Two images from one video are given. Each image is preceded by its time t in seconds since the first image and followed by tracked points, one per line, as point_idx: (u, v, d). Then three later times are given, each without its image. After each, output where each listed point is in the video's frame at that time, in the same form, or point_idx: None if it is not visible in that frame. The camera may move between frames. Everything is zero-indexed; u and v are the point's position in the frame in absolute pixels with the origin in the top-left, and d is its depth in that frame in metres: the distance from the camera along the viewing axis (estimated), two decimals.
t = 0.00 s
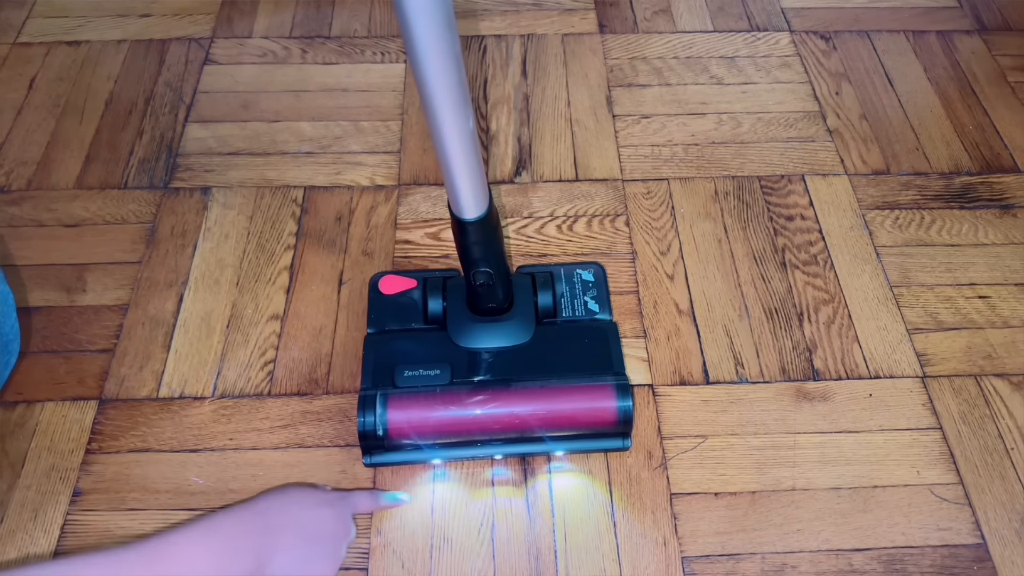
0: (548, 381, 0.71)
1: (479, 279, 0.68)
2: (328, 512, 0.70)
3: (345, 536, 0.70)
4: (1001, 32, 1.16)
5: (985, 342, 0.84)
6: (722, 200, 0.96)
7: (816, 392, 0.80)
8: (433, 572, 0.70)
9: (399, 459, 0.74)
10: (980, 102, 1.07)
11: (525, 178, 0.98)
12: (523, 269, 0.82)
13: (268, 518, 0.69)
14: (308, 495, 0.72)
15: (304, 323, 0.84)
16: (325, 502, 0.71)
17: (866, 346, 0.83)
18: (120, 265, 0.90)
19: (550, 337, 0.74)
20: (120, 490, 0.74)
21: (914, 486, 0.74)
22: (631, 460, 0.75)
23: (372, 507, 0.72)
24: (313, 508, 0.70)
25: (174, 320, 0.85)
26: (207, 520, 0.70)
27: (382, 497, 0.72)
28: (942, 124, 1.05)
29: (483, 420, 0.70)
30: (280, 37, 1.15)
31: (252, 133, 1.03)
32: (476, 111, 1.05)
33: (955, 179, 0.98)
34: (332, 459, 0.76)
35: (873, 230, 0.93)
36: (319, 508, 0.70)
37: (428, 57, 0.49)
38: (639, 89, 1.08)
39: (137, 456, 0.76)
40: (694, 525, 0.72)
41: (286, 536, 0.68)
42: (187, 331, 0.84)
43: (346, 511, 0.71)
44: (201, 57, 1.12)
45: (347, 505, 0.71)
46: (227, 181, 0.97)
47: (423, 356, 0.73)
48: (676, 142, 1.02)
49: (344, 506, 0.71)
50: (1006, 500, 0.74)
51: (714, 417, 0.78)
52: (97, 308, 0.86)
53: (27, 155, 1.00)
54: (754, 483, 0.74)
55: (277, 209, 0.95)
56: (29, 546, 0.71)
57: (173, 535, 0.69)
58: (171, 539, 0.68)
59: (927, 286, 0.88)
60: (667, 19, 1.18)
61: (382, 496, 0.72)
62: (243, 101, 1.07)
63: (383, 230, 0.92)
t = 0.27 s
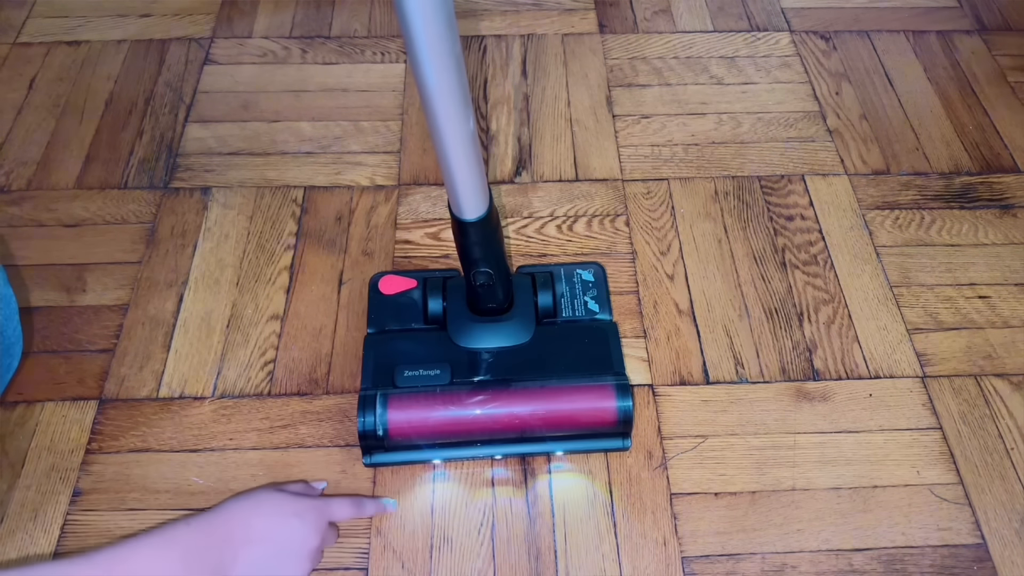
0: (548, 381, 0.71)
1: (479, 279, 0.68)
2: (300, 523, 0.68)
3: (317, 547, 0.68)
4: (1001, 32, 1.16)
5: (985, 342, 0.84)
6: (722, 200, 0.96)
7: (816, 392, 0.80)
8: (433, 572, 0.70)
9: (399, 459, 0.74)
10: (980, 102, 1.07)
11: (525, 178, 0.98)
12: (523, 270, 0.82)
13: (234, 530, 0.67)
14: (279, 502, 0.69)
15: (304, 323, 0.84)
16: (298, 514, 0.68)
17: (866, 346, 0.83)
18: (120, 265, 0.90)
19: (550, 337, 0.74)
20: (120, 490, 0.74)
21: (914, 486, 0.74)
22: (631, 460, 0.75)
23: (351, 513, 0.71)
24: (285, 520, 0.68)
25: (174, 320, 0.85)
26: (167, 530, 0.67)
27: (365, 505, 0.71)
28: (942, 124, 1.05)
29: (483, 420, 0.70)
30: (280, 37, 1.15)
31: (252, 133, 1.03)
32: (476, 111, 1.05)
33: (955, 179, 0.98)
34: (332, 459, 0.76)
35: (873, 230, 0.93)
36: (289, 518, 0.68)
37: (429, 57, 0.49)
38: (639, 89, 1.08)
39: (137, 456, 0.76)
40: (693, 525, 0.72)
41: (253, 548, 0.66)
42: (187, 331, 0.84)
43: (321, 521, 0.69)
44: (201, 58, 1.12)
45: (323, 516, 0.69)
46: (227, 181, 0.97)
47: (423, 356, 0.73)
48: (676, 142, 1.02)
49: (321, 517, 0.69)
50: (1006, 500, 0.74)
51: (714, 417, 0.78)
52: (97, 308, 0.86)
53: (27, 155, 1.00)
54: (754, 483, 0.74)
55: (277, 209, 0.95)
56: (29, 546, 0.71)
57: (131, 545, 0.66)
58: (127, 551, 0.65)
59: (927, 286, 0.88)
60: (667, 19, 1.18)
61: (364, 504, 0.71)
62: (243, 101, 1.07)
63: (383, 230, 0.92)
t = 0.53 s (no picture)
0: (548, 381, 0.71)
1: (479, 279, 0.68)
2: (302, 484, 0.68)
3: (319, 509, 0.69)
4: (1001, 32, 1.16)
5: (985, 342, 0.84)
6: (722, 200, 0.96)
7: (816, 392, 0.80)
8: (433, 572, 0.70)
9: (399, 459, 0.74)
10: (980, 102, 1.07)
11: (525, 178, 0.98)
12: (523, 270, 0.82)
13: (236, 490, 0.66)
14: (280, 463, 0.68)
15: (304, 323, 0.84)
16: (299, 474, 0.69)
17: (866, 346, 0.83)
18: (120, 265, 0.90)
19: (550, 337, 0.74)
20: (120, 490, 0.74)
21: (914, 486, 0.74)
22: (631, 460, 0.75)
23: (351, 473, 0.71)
24: (286, 479, 0.68)
25: (174, 320, 0.85)
26: (158, 495, 0.63)
27: (370, 467, 0.71)
28: (942, 124, 1.05)
29: (483, 420, 0.70)
30: (280, 38, 1.15)
31: (252, 133, 1.03)
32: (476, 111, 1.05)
33: (955, 179, 0.98)
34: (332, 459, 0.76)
35: (873, 230, 0.93)
36: (289, 479, 0.68)
37: (426, 58, 0.49)
38: (639, 89, 1.08)
39: (137, 456, 0.76)
40: (693, 525, 0.72)
41: (258, 510, 0.66)
42: (187, 331, 0.84)
43: (323, 481, 0.69)
44: (201, 58, 1.12)
45: (325, 475, 0.70)
46: (227, 181, 0.98)
47: (423, 356, 0.73)
48: (676, 142, 1.02)
49: (321, 475, 0.69)
50: (1006, 500, 0.74)
51: (714, 417, 0.78)
52: (97, 308, 0.86)
53: (27, 155, 1.00)
54: (754, 483, 0.74)
55: (277, 209, 0.95)
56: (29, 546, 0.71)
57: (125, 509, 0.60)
58: (123, 513, 0.60)
59: (927, 286, 0.88)
60: (667, 19, 1.18)
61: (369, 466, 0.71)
62: (243, 101, 1.07)
63: (383, 230, 0.92)
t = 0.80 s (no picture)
0: (548, 381, 0.71)
1: (479, 279, 0.68)
2: (330, 421, 0.69)
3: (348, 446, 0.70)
4: (1001, 32, 1.16)
5: (985, 342, 0.84)
6: (722, 200, 0.96)
7: (815, 392, 0.80)
8: (433, 572, 0.70)
9: (399, 459, 0.74)
10: (980, 102, 1.07)
11: (525, 178, 0.98)
12: (523, 270, 0.82)
13: (260, 430, 0.67)
14: (301, 404, 0.70)
15: (304, 323, 0.84)
16: (322, 413, 0.70)
17: (866, 346, 0.83)
18: (120, 265, 0.90)
19: (550, 337, 0.74)
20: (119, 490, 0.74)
21: (914, 486, 0.74)
22: (631, 460, 0.75)
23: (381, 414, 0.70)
24: (308, 420, 0.69)
25: (174, 320, 0.85)
26: (184, 434, 0.63)
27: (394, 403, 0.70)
28: (942, 124, 1.05)
29: (483, 420, 0.70)
30: (280, 37, 1.15)
31: (252, 133, 1.03)
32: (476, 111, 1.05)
33: (955, 178, 0.98)
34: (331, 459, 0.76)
35: (873, 230, 0.93)
36: (316, 417, 0.70)
37: (424, 57, 0.49)
38: (639, 89, 1.08)
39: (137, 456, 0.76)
40: (693, 525, 0.72)
41: (283, 447, 0.67)
42: (187, 331, 0.84)
43: (349, 419, 0.70)
44: (201, 57, 1.12)
45: (349, 413, 0.70)
46: (227, 181, 0.98)
47: (423, 356, 0.73)
48: (676, 142, 1.02)
49: (347, 414, 0.70)
50: (1006, 500, 0.74)
51: (714, 417, 0.78)
52: (97, 308, 0.87)
53: (27, 155, 1.00)
54: (754, 483, 0.74)
55: (277, 209, 0.95)
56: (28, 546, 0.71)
57: (150, 447, 0.61)
58: (152, 451, 0.60)
59: (927, 286, 0.88)
60: (667, 19, 1.18)
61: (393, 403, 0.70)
62: (243, 101, 1.07)
63: (383, 230, 0.92)
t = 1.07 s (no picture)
0: (548, 381, 0.71)
1: (478, 279, 0.68)
2: (324, 417, 0.69)
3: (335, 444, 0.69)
4: (1001, 32, 1.16)
5: (985, 342, 0.84)
6: (722, 200, 0.96)
7: (816, 392, 0.80)
8: (433, 572, 0.70)
9: (399, 459, 0.74)
10: (980, 102, 1.07)
11: (525, 178, 0.98)
12: (523, 269, 0.82)
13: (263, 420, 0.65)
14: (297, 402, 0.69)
15: (304, 323, 0.84)
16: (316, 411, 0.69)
17: (866, 346, 0.83)
18: (120, 265, 0.90)
19: (550, 337, 0.74)
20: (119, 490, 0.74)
21: (914, 486, 0.74)
22: (631, 460, 0.75)
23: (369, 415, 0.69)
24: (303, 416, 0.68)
25: (174, 320, 0.85)
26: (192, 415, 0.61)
27: (378, 403, 0.69)
28: (942, 124, 1.05)
29: (483, 421, 0.70)
30: (280, 37, 1.15)
31: (252, 133, 1.03)
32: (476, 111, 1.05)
33: (955, 179, 0.98)
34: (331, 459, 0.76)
35: (873, 230, 0.93)
36: (313, 411, 0.69)
37: (424, 56, 0.49)
38: (639, 89, 1.08)
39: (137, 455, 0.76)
40: (693, 525, 0.72)
41: (286, 439, 0.66)
42: (187, 331, 0.84)
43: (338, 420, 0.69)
44: (201, 57, 1.12)
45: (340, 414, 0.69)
46: (227, 181, 0.98)
47: (423, 356, 0.73)
48: (676, 142, 1.02)
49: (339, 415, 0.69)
50: (1006, 500, 0.74)
51: (714, 417, 0.78)
52: (97, 308, 0.87)
53: (27, 155, 1.00)
54: (754, 483, 0.74)
55: (277, 209, 0.95)
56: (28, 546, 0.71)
57: (156, 424, 0.58)
58: (161, 427, 0.57)
59: (927, 286, 0.88)
60: (667, 19, 1.18)
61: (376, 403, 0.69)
62: (243, 101, 1.07)
63: (383, 230, 0.92)
